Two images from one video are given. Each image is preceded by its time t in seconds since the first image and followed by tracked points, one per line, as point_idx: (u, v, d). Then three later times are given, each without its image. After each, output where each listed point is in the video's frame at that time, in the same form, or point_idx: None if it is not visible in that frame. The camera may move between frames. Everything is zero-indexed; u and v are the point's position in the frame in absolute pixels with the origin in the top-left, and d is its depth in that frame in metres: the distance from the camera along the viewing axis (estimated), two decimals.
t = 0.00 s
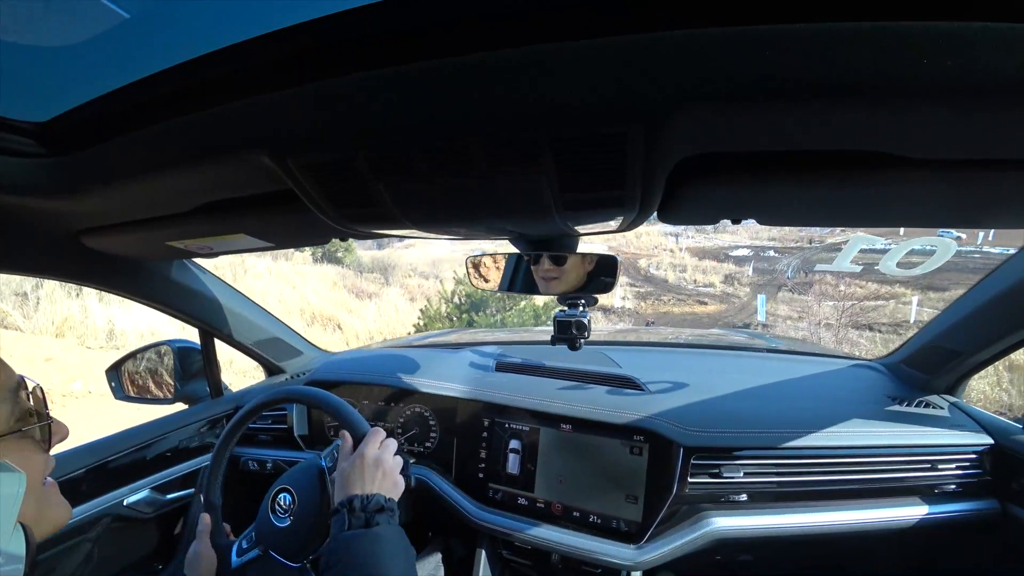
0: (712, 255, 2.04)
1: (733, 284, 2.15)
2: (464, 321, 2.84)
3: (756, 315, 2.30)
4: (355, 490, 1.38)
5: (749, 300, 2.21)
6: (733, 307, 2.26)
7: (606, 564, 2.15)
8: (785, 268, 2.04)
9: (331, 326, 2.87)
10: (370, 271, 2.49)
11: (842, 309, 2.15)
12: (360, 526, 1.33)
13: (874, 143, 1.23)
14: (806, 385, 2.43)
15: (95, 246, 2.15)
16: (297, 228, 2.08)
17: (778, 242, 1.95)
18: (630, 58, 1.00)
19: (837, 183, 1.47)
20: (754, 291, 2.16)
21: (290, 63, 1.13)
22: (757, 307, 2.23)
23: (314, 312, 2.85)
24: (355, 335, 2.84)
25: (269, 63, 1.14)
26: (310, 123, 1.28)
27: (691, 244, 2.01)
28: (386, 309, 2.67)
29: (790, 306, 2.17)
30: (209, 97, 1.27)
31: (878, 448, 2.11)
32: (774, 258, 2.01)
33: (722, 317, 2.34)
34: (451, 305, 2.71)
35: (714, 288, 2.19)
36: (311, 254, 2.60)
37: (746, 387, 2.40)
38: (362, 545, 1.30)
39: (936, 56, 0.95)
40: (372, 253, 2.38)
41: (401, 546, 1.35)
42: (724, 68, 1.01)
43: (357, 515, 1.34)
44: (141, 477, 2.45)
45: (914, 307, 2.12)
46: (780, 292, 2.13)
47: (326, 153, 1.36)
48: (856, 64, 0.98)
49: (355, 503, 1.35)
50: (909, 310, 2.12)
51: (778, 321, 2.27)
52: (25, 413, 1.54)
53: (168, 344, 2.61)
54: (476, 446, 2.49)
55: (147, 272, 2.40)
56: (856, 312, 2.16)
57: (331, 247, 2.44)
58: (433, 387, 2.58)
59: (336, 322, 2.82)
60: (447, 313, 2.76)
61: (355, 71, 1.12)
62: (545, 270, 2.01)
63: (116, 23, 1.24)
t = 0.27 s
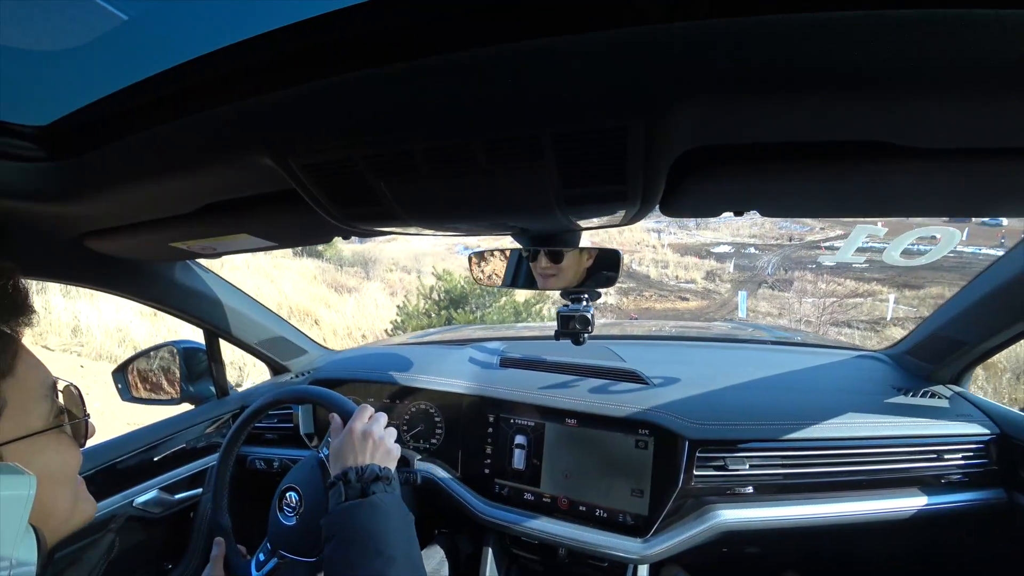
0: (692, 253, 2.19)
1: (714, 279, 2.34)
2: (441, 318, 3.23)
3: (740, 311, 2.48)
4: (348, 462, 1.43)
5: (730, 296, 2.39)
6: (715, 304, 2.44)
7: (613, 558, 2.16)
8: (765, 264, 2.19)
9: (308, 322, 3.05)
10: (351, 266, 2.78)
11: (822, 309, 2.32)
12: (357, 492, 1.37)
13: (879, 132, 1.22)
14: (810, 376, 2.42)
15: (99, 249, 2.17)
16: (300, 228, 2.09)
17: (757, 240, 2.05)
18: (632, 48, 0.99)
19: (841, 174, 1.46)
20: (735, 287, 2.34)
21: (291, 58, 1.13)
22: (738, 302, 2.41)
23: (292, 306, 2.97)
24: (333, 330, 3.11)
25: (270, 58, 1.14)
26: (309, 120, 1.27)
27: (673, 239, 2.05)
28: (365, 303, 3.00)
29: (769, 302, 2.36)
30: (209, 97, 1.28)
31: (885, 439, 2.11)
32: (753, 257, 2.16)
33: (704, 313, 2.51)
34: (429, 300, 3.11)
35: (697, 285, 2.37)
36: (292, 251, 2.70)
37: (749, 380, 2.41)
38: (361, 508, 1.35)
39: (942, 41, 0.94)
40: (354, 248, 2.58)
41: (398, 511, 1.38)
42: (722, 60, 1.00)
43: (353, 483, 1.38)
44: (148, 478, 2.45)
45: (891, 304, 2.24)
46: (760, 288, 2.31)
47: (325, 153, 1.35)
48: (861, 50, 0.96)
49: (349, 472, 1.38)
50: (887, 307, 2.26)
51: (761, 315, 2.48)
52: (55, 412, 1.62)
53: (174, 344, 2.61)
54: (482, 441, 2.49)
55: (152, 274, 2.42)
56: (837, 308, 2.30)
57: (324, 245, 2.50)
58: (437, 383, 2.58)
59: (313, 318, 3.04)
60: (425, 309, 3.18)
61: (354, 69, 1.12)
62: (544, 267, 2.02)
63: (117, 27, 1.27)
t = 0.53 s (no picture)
0: (679, 250, 2.16)
1: (700, 278, 2.32)
2: (422, 318, 3.19)
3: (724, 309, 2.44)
4: (335, 442, 1.46)
5: (716, 295, 2.37)
6: (700, 302, 2.42)
7: (611, 557, 2.16)
8: (750, 263, 2.20)
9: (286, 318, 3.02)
10: (334, 261, 2.78)
11: (813, 304, 2.34)
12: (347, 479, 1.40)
13: (885, 135, 1.22)
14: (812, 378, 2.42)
15: (103, 244, 2.18)
16: (303, 225, 2.10)
17: (743, 239, 2.07)
18: (639, 48, 0.99)
19: (846, 176, 1.46)
20: (721, 285, 2.31)
21: (299, 55, 1.13)
22: (723, 301, 2.38)
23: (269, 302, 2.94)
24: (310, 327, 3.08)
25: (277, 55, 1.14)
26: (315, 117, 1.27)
27: (659, 239, 2.01)
28: (348, 299, 3.03)
29: (754, 301, 2.35)
30: (217, 93, 1.29)
31: (885, 442, 2.10)
32: (739, 254, 2.16)
33: (688, 310, 2.49)
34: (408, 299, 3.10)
35: (682, 283, 2.36)
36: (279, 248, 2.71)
37: (750, 381, 2.40)
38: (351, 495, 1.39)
39: (949, 44, 0.94)
40: (339, 245, 2.64)
41: (384, 487, 1.42)
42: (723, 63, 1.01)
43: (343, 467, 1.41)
44: (150, 472, 2.46)
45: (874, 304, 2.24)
46: (745, 286, 2.30)
47: (329, 151, 1.35)
48: (868, 53, 0.96)
49: (333, 451, 1.42)
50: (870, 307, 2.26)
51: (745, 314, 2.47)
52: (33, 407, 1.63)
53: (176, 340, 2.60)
54: (483, 440, 2.50)
55: (155, 269, 2.43)
56: (823, 306, 2.33)
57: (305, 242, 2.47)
58: (438, 381, 2.59)
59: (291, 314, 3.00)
60: (404, 307, 3.14)
61: (357, 67, 1.13)
62: (545, 264, 2.02)
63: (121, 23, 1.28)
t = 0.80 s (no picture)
0: (663, 242, 2.15)
1: (685, 269, 2.30)
2: (393, 317, 3.26)
3: (709, 301, 2.43)
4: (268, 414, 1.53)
5: (700, 286, 2.38)
6: (684, 293, 2.41)
7: (609, 565, 2.15)
8: (734, 254, 2.21)
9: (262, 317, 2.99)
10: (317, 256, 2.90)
11: (789, 298, 2.38)
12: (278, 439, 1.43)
13: (891, 148, 1.22)
14: (814, 390, 2.40)
15: (108, 239, 2.19)
16: (308, 224, 2.10)
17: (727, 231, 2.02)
18: (647, 57, 1.00)
19: (852, 188, 1.46)
20: (706, 276, 2.32)
21: (308, 56, 1.14)
22: (707, 293, 2.40)
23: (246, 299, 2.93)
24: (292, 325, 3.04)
25: (287, 55, 1.15)
26: (324, 119, 1.28)
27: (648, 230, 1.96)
28: (328, 296, 3.03)
29: (738, 292, 2.39)
30: (228, 91, 1.30)
31: (886, 455, 2.09)
32: (723, 245, 2.16)
33: (673, 305, 2.48)
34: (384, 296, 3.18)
35: (668, 274, 2.31)
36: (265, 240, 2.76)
37: (750, 390, 2.40)
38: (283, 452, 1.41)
39: (957, 59, 0.94)
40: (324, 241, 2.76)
41: (314, 437, 1.45)
42: (728, 73, 1.01)
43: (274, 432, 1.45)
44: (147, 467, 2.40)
45: (855, 294, 2.24)
46: (729, 278, 2.32)
47: (335, 152, 1.36)
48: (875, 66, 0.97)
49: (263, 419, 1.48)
50: (851, 297, 2.25)
51: (728, 308, 2.46)
52: None
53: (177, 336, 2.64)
54: (482, 443, 2.49)
55: (160, 265, 2.45)
56: (801, 298, 2.36)
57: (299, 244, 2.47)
58: (438, 384, 2.59)
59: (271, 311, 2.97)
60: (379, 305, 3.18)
61: (365, 68, 1.14)
62: (545, 267, 2.05)
63: (131, 20, 1.21)
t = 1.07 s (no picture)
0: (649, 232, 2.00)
1: (671, 258, 2.27)
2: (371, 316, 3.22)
3: (696, 289, 2.42)
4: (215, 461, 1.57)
5: (686, 274, 2.36)
6: (671, 283, 2.40)
7: (612, 566, 2.15)
8: (720, 242, 2.18)
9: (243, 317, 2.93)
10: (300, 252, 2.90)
11: (777, 284, 2.31)
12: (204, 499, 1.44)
13: (895, 149, 1.22)
14: (817, 392, 2.39)
15: (112, 240, 2.20)
16: (312, 226, 2.11)
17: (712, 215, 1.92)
18: (649, 59, 1.00)
19: (856, 189, 1.45)
20: (692, 265, 2.31)
21: (314, 57, 1.16)
22: (694, 281, 2.38)
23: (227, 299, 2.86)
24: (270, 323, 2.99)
25: (293, 56, 1.17)
26: (326, 121, 1.29)
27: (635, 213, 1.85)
28: (310, 294, 3.02)
29: (724, 279, 2.34)
30: (232, 93, 1.31)
31: (890, 457, 2.08)
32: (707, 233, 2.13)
33: (660, 292, 2.44)
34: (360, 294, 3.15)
35: (654, 263, 2.20)
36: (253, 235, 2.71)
37: (754, 392, 2.38)
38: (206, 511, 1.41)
39: (959, 60, 0.94)
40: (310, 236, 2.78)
41: (262, 469, 1.50)
42: (732, 74, 1.02)
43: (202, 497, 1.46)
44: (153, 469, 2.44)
45: (840, 279, 2.22)
46: (716, 266, 2.29)
47: (340, 154, 1.37)
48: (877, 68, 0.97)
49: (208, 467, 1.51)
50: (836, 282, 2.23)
51: (714, 295, 2.42)
52: (4, 399, 1.63)
53: (181, 336, 2.63)
54: (485, 445, 2.49)
55: (164, 266, 2.46)
56: (783, 283, 2.30)
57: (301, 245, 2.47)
58: (441, 386, 2.58)
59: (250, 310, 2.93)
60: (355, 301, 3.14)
61: (370, 70, 1.15)
62: (549, 268, 2.05)
63: (135, 22, 1.19)
